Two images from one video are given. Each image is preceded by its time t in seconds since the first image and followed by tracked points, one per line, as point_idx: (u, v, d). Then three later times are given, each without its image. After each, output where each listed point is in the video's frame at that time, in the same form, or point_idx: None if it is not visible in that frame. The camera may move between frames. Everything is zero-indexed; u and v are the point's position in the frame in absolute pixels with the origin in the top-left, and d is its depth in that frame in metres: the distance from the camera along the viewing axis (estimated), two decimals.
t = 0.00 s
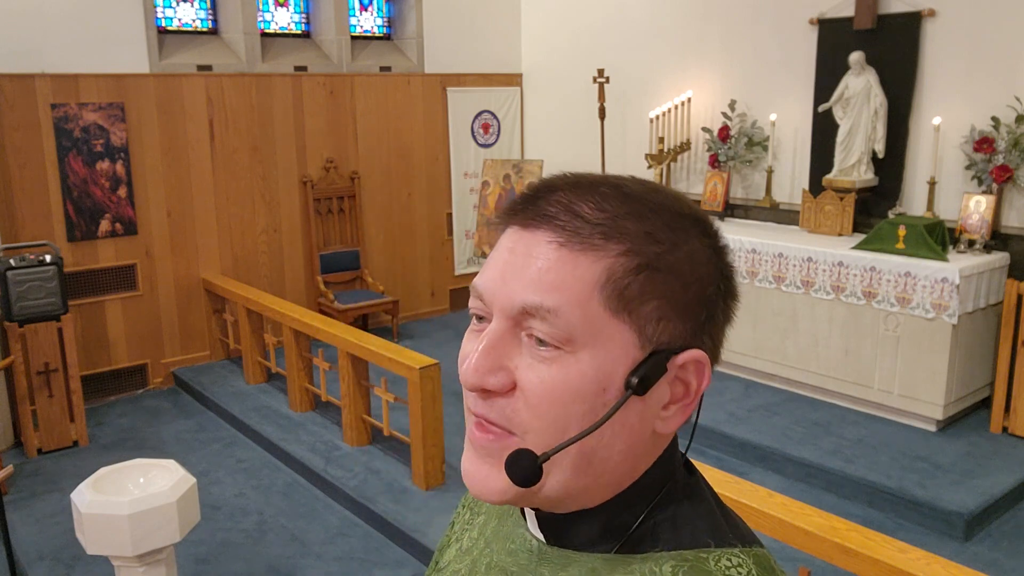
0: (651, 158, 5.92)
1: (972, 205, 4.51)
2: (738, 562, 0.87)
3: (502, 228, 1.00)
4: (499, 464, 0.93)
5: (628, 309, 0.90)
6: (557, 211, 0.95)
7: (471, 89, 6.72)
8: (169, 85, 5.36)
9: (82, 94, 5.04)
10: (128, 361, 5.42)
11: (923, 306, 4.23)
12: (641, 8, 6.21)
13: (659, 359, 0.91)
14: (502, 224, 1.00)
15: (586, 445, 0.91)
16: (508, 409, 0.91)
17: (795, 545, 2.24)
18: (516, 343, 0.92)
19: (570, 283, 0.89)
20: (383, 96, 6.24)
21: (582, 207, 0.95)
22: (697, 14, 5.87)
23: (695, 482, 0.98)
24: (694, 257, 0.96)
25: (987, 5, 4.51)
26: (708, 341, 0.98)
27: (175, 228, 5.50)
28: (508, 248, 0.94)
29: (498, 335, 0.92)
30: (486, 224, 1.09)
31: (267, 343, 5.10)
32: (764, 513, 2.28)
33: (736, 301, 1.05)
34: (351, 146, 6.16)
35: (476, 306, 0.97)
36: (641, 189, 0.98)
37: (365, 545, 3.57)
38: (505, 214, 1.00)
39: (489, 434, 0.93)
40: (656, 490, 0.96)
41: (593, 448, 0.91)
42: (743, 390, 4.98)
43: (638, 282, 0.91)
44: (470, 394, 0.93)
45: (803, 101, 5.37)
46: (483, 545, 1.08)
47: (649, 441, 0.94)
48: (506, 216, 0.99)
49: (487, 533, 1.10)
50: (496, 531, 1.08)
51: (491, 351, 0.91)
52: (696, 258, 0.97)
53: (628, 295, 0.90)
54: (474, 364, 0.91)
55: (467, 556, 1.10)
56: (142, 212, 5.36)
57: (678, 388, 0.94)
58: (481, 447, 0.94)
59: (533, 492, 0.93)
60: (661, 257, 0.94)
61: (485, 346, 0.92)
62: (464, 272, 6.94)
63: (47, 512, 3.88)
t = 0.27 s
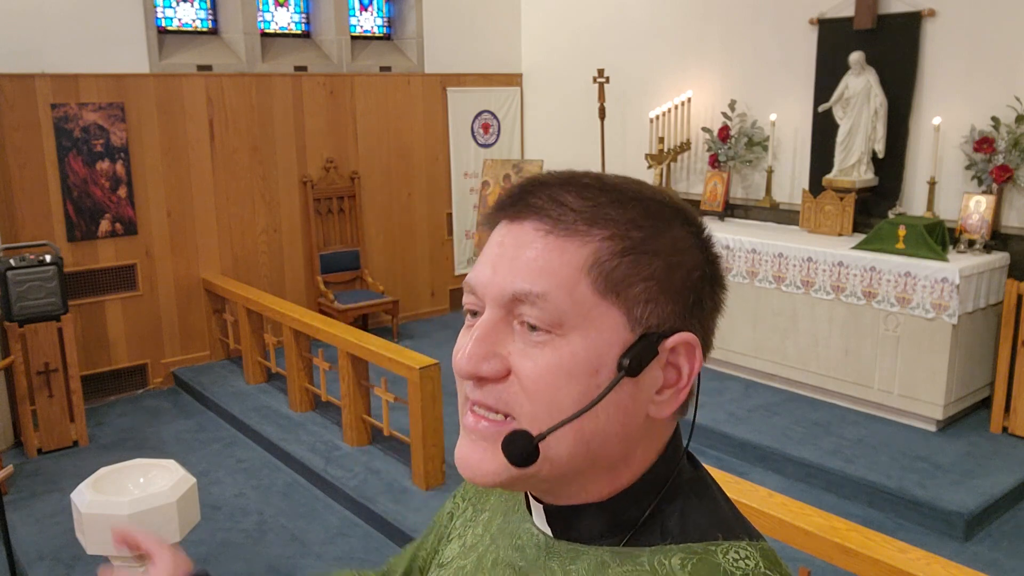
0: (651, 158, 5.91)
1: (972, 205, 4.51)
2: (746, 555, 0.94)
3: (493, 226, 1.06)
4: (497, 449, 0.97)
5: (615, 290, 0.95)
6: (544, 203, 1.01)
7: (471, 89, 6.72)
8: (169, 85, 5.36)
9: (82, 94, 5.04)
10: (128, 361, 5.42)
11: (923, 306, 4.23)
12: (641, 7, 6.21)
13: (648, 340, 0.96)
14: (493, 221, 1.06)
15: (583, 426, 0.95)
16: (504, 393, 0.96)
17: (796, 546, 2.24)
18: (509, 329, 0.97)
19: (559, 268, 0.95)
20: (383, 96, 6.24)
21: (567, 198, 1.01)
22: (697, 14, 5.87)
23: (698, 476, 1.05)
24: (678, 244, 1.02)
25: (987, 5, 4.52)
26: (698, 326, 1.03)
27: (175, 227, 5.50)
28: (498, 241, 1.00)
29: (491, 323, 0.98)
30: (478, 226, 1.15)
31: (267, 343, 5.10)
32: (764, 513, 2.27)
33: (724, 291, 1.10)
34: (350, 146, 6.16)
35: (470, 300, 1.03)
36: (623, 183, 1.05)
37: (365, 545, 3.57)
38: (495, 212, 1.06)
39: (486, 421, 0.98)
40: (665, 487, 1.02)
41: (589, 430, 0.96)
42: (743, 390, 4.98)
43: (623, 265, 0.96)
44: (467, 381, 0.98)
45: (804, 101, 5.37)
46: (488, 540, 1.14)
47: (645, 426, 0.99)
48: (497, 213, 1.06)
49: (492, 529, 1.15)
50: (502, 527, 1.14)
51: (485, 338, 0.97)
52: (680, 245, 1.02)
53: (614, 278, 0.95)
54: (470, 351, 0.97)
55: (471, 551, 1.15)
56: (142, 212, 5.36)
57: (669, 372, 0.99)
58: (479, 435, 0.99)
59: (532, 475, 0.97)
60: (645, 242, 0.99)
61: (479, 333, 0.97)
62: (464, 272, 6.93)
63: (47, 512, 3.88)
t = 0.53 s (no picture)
0: (651, 158, 5.92)
1: (971, 205, 4.51)
2: (743, 542, 0.95)
3: (460, 243, 1.05)
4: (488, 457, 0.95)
5: (583, 287, 0.93)
6: (505, 213, 1.00)
7: (471, 89, 6.71)
8: (168, 85, 5.36)
9: (82, 94, 5.04)
10: (128, 361, 5.42)
11: (923, 306, 4.23)
12: (641, 8, 6.21)
13: (624, 332, 0.94)
14: (459, 239, 1.05)
15: (568, 425, 0.93)
16: (487, 404, 0.94)
17: (796, 546, 2.24)
18: (485, 339, 0.95)
19: (525, 273, 0.93)
20: (383, 96, 6.24)
21: (527, 205, 1.00)
22: (697, 14, 5.87)
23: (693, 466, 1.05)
24: (645, 233, 0.99)
25: (988, 5, 4.52)
26: (676, 314, 1.00)
27: (174, 227, 5.50)
28: (464, 257, 0.99)
29: (466, 335, 0.95)
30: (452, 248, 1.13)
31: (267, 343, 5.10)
32: (765, 514, 2.28)
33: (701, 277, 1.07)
34: (350, 146, 6.16)
35: (446, 319, 1.01)
36: (583, 183, 1.03)
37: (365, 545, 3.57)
38: (460, 230, 1.05)
39: (474, 434, 0.95)
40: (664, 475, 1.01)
41: (574, 428, 0.93)
42: (743, 390, 4.98)
43: (589, 261, 0.94)
44: (451, 398, 0.96)
45: (804, 101, 5.37)
46: (491, 533, 1.12)
47: (631, 416, 0.96)
48: (462, 231, 1.04)
49: (496, 522, 1.14)
50: (505, 518, 1.12)
51: (462, 351, 0.94)
52: (648, 235, 0.99)
53: (581, 275, 0.93)
54: (448, 366, 0.94)
55: (475, 545, 1.14)
56: (142, 212, 5.36)
57: (649, 360, 0.96)
58: (471, 449, 0.96)
59: (524, 481, 0.95)
60: (609, 237, 0.97)
61: (455, 348, 0.95)
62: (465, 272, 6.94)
63: (47, 512, 3.88)
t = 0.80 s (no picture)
0: (651, 158, 5.92)
1: (972, 205, 4.51)
2: (733, 534, 0.95)
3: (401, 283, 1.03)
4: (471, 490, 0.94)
5: (528, 314, 0.92)
6: (436, 251, 0.97)
7: (471, 89, 6.71)
8: (168, 85, 5.36)
9: (82, 94, 5.04)
10: (128, 361, 5.42)
11: (923, 306, 4.22)
12: (641, 7, 6.21)
13: (578, 347, 0.92)
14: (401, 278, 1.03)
15: (541, 448, 0.93)
16: (459, 442, 0.94)
17: (796, 545, 2.24)
18: (444, 379, 0.94)
19: (468, 311, 0.92)
20: (382, 96, 6.24)
21: (458, 239, 0.97)
22: (697, 14, 5.88)
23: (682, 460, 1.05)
24: (582, 241, 0.98)
25: (987, 5, 4.52)
26: (628, 312, 0.98)
27: (174, 227, 5.50)
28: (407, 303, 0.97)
29: (425, 380, 0.94)
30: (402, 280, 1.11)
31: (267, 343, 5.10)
32: (765, 513, 2.28)
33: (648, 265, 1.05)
34: (350, 146, 6.16)
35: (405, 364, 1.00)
36: (511, 201, 1.01)
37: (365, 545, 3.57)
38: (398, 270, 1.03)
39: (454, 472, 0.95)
40: (653, 470, 1.01)
41: (548, 449, 0.93)
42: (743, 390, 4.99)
43: (530, 286, 0.93)
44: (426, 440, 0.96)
45: (804, 101, 5.37)
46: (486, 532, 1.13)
47: (604, 422, 0.96)
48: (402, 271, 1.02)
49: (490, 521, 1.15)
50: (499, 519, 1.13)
51: (425, 397, 0.94)
52: (585, 241, 0.98)
53: (523, 302, 0.92)
54: (415, 413, 0.94)
55: (468, 544, 1.15)
56: (142, 212, 5.36)
57: (612, 365, 0.95)
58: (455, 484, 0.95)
59: (510, 508, 0.95)
60: (546, 254, 0.95)
61: (418, 394, 0.94)
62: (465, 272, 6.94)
63: (48, 512, 3.88)
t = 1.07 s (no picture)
0: (651, 158, 5.92)
1: (971, 205, 4.51)
2: (732, 533, 0.94)
3: (457, 239, 1.06)
4: (488, 450, 0.96)
5: (579, 287, 0.95)
6: (501, 210, 1.01)
7: (471, 89, 6.71)
8: (169, 85, 5.36)
9: (82, 94, 5.04)
10: (128, 361, 5.42)
11: (923, 306, 4.23)
12: (641, 8, 6.20)
13: (619, 329, 0.95)
14: (457, 236, 1.06)
15: (565, 420, 0.95)
16: (487, 398, 0.96)
17: (796, 546, 2.24)
18: (484, 336, 0.96)
19: (524, 272, 0.95)
20: (382, 96, 6.24)
21: (524, 203, 1.01)
22: (697, 14, 5.87)
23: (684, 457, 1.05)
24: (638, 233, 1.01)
25: (988, 5, 4.52)
26: (667, 310, 1.01)
27: (174, 227, 5.50)
28: (464, 255, 1.00)
29: (467, 331, 0.97)
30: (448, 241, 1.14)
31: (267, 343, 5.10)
32: (764, 513, 2.28)
33: (693, 273, 1.09)
34: (350, 146, 6.16)
35: (447, 314, 1.02)
36: (578, 180, 1.04)
37: (364, 546, 3.57)
38: (457, 225, 1.07)
39: (474, 427, 0.97)
40: (654, 468, 1.02)
41: (571, 423, 0.95)
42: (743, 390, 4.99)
43: (585, 260, 0.96)
44: (452, 392, 0.98)
45: (804, 101, 5.37)
46: (488, 527, 1.14)
47: (628, 409, 0.98)
48: (461, 227, 1.05)
49: (492, 517, 1.15)
50: (501, 514, 1.14)
51: (463, 347, 0.96)
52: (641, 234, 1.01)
53: (576, 274, 0.95)
54: (449, 361, 0.96)
55: (470, 540, 1.15)
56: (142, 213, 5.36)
57: (645, 356, 0.98)
58: (471, 439, 0.98)
59: (522, 473, 0.97)
60: (603, 236, 0.99)
61: (457, 343, 0.96)
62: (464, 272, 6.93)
63: (48, 511, 3.88)
